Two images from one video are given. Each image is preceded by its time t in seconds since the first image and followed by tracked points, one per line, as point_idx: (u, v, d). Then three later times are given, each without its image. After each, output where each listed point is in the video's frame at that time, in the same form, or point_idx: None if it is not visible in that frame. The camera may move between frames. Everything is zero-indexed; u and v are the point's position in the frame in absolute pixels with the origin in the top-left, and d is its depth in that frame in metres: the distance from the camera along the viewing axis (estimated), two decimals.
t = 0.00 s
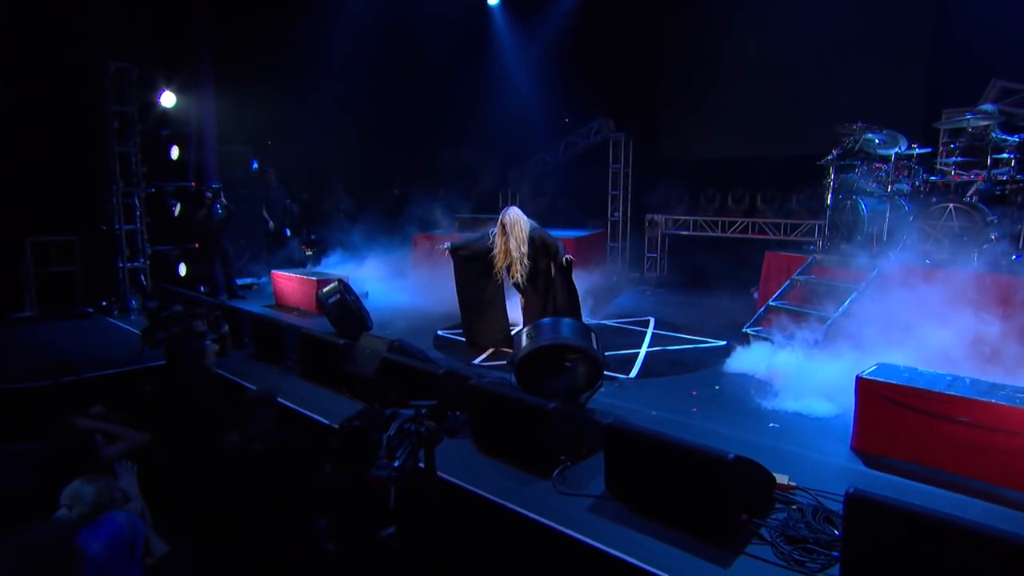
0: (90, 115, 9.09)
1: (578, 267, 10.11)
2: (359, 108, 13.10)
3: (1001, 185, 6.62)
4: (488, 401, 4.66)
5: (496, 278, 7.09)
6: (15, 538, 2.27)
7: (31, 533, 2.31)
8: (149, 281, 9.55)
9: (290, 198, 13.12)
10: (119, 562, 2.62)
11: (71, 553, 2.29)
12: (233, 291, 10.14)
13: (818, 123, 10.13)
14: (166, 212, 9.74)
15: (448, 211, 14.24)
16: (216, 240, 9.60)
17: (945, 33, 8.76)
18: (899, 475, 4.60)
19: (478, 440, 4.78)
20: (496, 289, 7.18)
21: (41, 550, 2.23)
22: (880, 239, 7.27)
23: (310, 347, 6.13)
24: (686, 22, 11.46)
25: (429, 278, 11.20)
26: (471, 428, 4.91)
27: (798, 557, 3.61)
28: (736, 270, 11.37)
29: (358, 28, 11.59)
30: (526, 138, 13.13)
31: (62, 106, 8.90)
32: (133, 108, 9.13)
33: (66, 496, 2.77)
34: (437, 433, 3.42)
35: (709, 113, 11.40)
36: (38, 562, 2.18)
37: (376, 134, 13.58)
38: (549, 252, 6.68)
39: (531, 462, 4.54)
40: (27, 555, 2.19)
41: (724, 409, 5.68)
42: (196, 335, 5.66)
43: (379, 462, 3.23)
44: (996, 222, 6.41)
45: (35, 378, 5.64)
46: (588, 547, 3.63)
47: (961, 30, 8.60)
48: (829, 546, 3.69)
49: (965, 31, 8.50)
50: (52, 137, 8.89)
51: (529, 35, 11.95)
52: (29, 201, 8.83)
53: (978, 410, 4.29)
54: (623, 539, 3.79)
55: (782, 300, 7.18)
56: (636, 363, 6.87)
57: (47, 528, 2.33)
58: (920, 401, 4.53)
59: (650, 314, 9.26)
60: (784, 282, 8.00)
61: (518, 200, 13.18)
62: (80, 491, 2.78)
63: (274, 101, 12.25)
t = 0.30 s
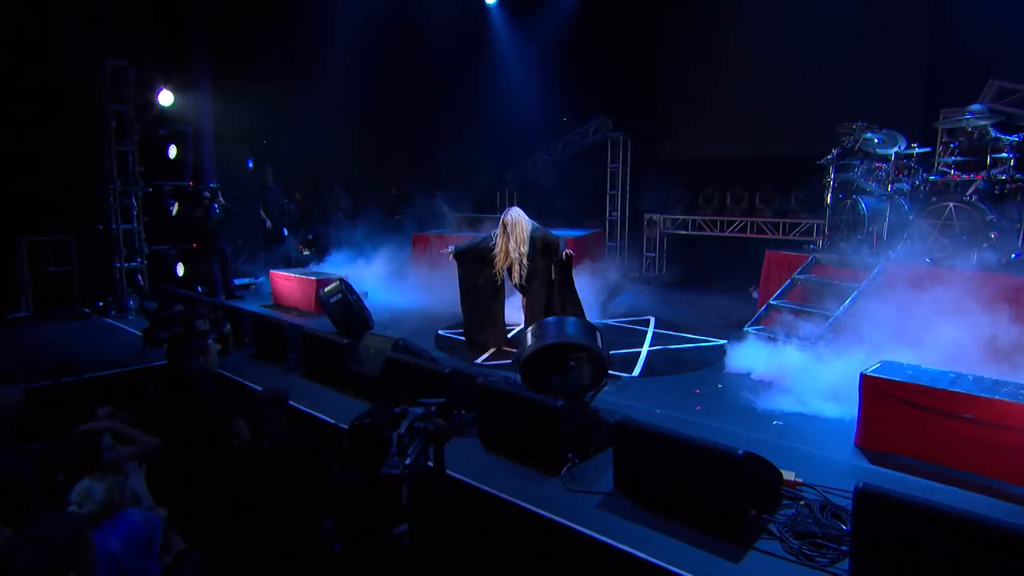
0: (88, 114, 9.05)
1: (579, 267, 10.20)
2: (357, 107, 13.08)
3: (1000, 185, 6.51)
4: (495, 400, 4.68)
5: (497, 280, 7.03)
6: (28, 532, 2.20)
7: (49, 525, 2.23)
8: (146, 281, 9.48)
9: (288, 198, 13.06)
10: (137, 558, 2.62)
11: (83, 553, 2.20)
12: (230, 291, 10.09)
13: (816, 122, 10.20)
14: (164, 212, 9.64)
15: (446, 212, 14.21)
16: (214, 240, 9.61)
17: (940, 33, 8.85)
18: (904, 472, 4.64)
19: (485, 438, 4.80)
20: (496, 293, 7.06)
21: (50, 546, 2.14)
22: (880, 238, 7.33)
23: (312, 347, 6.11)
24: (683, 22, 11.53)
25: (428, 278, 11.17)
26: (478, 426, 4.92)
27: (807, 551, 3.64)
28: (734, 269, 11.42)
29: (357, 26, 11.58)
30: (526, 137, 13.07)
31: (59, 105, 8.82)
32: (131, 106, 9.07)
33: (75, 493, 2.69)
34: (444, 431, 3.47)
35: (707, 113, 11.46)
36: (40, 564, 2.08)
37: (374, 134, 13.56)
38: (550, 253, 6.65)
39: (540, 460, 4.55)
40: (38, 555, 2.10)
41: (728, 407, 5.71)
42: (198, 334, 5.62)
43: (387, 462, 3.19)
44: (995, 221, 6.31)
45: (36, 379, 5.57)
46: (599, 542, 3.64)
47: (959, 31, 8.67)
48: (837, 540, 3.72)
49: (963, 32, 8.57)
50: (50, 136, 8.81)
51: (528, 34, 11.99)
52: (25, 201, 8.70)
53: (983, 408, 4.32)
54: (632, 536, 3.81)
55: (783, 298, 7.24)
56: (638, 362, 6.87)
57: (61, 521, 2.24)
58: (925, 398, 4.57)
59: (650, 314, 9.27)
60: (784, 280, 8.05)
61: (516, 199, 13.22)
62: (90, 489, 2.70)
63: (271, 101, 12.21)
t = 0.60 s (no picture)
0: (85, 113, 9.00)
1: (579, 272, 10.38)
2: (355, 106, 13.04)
3: (999, 185, 6.49)
4: (500, 398, 4.68)
5: (500, 281, 6.94)
6: (44, 528, 2.22)
7: (63, 521, 2.25)
8: (143, 282, 9.48)
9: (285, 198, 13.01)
10: (155, 555, 2.40)
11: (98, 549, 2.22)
12: (228, 291, 10.04)
13: (813, 122, 10.26)
14: (161, 212, 9.58)
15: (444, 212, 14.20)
16: (212, 239, 9.51)
17: (937, 34, 8.92)
18: (906, 469, 4.69)
19: (489, 436, 4.80)
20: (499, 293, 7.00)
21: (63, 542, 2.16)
22: (881, 238, 7.39)
23: (315, 347, 6.09)
24: (681, 25, 11.64)
25: (427, 279, 11.16)
26: (483, 425, 4.92)
27: (814, 547, 3.67)
28: (732, 268, 11.48)
29: (355, 25, 11.53)
30: (523, 138, 13.20)
31: (54, 103, 8.74)
32: (128, 105, 8.99)
33: (79, 497, 2.62)
34: (454, 429, 3.49)
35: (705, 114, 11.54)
36: (51, 562, 2.07)
37: (372, 134, 13.53)
38: (552, 253, 6.67)
39: (547, 458, 4.56)
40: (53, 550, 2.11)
41: (730, 406, 5.74)
42: (200, 334, 5.58)
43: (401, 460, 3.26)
44: (994, 220, 6.33)
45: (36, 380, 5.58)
46: (609, 540, 3.64)
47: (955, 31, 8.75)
48: (845, 536, 3.75)
49: (960, 32, 8.63)
50: (46, 135, 8.73)
51: (526, 34, 12.00)
52: (21, 200, 8.64)
53: (985, 405, 4.37)
54: (641, 533, 3.82)
55: (783, 298, 7.29)
56: (640, 362, 6.88)
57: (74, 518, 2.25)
58: (928, 396, 4.61)
59: (650, 314, 9.27)
60: (784, 279, 8.10)
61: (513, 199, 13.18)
62: (93, 491, 2.63)
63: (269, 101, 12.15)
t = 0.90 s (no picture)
0: (80, 113, 8.92)
1: (576, 271, 10.41)
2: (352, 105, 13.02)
3: (997, 185, 6.52)
4: (504, 396, 4.67)
5: (500, 282, 6.92)
6: (64, 527, 2.26)
7: (82, 521, 2.29)
8: (139, 282, 9.46)
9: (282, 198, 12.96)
10: (172, 555, 2.26)
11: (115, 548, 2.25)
12: (225, 291, 9.96)
13: (810, 123, 10.33)
14: (158, 212, 9.57)
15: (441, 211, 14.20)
16: (209, 240, 9.44)
17: (932, 35, 9.01)
18: (908, 466, 4.73)
19: (493, 433, 4.79)
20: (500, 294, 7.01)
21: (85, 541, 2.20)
22: (880, 238, 7.44)
23: (317, 347, 6.07)
24: (678, 26, 11.72)
25: (425, 280, 11.19)
26: (488, 425, 4.91)
27: (821, 543, 3.69)
28: (729, 268, 11.56)
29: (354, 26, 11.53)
30: (521, 138, 13.27)
31: (50, 103, 8.67)
32: (123, 105, 8.91)
33: (85, 500, 2.86)
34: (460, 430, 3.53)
35: (702, 114, 11.60)
36: (81, 556, 2.14)
37: (369, 134, 13.50)
38: (553, 254, 6.69)
39: (553, 457, 4.55)
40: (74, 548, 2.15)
41: (732, 404, 5.77)
42: (201, 334, 5.54)
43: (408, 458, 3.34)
44: (992, 221, 6.27)
45: (36, 381, 5.53)
46: (619, 538, 3.64)
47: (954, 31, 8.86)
48: (851, 532, 3.77)
49: (958, 33, 8.70)
50: (42, 134, 8.67)
51: (524, 34, 11.99)
52: (16, 200, 8.56)
53: (986, 402, 4.40)
54: (648, 530, 3.83)
55: (783, 297, 7.32)
56: (642, 362, 6.89)
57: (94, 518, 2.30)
58: (930, 394, 4.64)
59: (650, 313, 9.30)
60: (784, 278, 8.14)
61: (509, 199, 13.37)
62: (98, 495, 2.87)
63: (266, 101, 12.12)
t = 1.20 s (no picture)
0: (78, 112, 8.86)
1: (576, 270, 10.51)
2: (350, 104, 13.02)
3: (993, 185, 6.61)
4: (507, 396, 4.68)
5: (501, 282, 6.91)
6: (82, 525, 2.16)
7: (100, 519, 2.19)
8: (135, 283, 9.34)
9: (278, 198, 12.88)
10: (187, 553, 2.23)
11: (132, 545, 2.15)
12: (221, 292, 9.90)
13: (805, 123, 10.41)
14: (154, 212, 9.51)
15: (438, 211, 14.20)
16: (206, 241, 9.37)
17: (925, 35, 9.11)
18: (908, 463, 4.76)
19: (497, 433, 4.78)
20: (502, 294, 7.02)
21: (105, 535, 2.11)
22: (877, 237, 7.58)
23: (318, 347, 6.04)
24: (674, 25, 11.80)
25: (423, 280, 11.19)
26: (491, 424, 4.90)
27: (826, 539, 3.71)
28: (726, 267, 11.61)
29: (351, 23, 11.61)
30: (520, 138, 13.32)
31: (45, 101, 8.61)
32: (119, 104, 8.83)
33: (89, 503, 2.60)
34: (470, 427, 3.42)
35: (698, 113, 11.66)
36: (102, 552, 2.04)
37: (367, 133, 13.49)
38: (552, 253, 6.66)
39: (557, 456, 4.55)
40: (92, 543, 2.06)
41: (733, 403, 5.80)
42: (202, 335, 5.49)
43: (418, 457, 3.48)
44: (990, 221, 6.38)
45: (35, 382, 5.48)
46: (625, 535, 3.65)
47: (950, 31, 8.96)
48: (856, 528, 3.79)
49: (957, 33, 8.81)
50: (38, 132, 8.62)
51: (524, 34, 12.30)
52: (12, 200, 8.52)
53: (987, 400, 4.44)
54: (654, 527, 3.84)
55: (782, 297, 7.36)
56: (642, 361, 6.91)
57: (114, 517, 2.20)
58: (930, 391, 4.68)
59: (649, 313, 9.31)
60: (782, 278, 8.19)
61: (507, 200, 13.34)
62: (104, 497, 2.61)
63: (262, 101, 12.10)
